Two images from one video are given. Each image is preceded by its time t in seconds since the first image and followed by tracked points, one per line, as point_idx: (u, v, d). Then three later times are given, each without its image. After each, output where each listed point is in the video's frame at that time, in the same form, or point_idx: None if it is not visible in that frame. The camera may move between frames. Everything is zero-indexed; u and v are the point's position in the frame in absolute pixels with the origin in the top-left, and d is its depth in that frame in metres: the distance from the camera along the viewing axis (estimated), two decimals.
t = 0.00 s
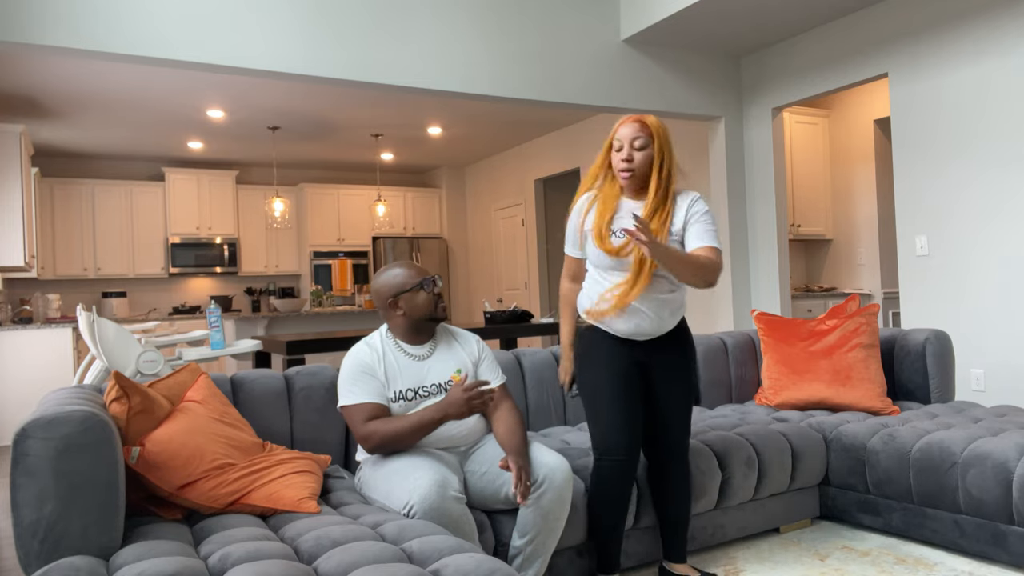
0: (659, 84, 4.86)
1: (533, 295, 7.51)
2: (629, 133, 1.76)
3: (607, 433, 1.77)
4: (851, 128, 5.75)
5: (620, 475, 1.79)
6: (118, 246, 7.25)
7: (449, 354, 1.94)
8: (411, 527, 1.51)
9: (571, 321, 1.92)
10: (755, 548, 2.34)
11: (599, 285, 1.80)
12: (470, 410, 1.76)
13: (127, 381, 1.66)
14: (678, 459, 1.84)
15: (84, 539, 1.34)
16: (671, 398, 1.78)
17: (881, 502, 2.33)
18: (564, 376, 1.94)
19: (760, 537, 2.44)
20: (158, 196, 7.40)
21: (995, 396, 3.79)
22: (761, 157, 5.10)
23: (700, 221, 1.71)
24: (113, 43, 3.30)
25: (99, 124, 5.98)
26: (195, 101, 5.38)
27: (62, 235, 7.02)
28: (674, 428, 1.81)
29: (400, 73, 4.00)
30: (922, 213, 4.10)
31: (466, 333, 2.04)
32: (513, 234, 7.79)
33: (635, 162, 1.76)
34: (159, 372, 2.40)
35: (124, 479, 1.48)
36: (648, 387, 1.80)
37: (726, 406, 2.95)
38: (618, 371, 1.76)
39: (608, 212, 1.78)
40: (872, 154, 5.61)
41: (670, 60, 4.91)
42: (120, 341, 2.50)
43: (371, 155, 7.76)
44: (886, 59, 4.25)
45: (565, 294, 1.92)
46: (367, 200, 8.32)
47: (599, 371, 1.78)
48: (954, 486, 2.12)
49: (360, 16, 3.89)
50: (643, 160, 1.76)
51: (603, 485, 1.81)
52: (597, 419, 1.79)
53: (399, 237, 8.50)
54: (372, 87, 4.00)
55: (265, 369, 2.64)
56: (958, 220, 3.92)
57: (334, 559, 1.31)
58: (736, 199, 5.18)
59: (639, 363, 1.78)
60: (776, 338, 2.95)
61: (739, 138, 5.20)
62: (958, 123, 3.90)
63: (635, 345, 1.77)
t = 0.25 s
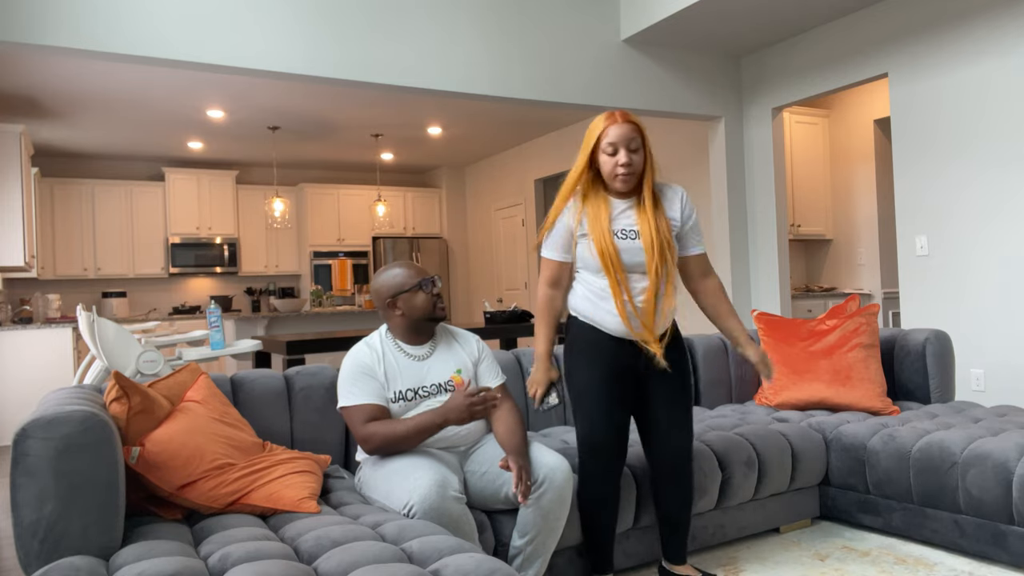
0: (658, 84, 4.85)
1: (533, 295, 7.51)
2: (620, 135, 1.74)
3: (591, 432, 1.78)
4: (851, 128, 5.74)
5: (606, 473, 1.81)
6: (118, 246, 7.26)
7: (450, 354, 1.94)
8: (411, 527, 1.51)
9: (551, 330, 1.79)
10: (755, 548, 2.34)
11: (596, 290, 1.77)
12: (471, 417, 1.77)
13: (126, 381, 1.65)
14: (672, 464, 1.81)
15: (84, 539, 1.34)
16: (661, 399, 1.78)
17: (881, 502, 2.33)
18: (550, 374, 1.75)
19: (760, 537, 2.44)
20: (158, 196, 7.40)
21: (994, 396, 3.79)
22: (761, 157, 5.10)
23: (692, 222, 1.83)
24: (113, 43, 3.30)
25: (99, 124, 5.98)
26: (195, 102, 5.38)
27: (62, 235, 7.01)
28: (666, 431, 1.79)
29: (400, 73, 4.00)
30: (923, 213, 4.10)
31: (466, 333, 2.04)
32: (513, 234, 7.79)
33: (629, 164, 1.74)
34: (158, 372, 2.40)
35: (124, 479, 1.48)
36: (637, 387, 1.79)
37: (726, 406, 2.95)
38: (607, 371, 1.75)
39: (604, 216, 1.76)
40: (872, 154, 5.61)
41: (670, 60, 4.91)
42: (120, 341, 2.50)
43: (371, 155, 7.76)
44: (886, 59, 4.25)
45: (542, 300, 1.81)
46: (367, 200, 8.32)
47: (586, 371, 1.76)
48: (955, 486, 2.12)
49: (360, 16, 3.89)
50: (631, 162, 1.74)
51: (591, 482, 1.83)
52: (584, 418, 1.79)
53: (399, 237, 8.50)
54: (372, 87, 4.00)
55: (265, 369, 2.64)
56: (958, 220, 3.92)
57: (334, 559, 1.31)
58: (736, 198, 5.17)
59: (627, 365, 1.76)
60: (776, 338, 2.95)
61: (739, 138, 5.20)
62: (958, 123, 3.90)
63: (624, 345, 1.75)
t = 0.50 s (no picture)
0: (658, 83, 4.85)
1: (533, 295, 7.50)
2: (648, 131, 1.69)
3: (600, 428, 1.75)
4: (851, 128, 5.74)
5: (613, 472, 1.80)
6: (118, 246, 7.25)
7: (450, 354, 1.94)
8: (411, 527, 1.51)
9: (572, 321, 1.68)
10: (755, 547, 2.34)
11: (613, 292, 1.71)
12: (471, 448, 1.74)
13: (126, 381, 1.65)
14: (694, 467, 1.72)
15: (84, 539, 1.34)
16: (679, 400, 1.71)
17: (881, 502, 2.33)
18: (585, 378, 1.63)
19: (760, 537, 2.44)
20: (158, 196, 7.40)
21: (994, 396, 3.79)
22: (761, 156, 5.10)
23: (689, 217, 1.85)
24: (113, 43, 3.30)
25: (99, 124, 5.98)
26: (194, 101, 5.38)
27: (62, 235, 7.01)
28: (683, 433, 1.71)
29: (400, 73, 4.00)
30: (922, 212, 4.10)
31: (466, 333, 2.04)
32: (513, 234, 7.79)
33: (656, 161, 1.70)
34: (159, 372, 2.40)
35: (124, 479, 1.47)
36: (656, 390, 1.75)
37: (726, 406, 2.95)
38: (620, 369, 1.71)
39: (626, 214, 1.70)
40: (872, 154, 5.61)
41: (670, 60, 4.91)
42: (121, 341, 2.50)
43: (371, 155, 7.76)
44: (886, 60, 4.25)
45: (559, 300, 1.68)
46: (367, 200, 8.31)
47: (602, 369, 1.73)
48: (955, 486, 2.12)
49: (359, 16, 3.89)
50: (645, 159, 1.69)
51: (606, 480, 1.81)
52: (598, 418, 1.75)
53: (399, 236, 8.50)
54: (372, 87, 3.99)
55: (265, 369, 2.64)
56: (958, 220, 3.92)
57: (334, 559, 1.31)
58: (736, 198, 5.18)
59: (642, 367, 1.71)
60: (776, 338, 2.95)
61: (739, 138, 5.20)
62: (958, 123, 3.90)
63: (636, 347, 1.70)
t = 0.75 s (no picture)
0: (658, 83, 4.85)
1: (533, 295, 7.50)
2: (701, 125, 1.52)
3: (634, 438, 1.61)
4: (852, 128, 5.74)
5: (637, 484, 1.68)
6: (118, 246, 7.25)
7: (450, 355, 1.94)
8: (411, 527, 1.51)
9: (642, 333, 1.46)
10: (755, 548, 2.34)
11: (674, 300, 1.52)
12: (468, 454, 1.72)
13: (126, 381, 1.66)
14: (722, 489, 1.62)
15: (84, 539, 1.34)
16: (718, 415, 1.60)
17: (881, 502, 2.33)
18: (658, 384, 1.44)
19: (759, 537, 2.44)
20: (158, 196, 7.40)
21: (994, 396, 3.79)
22: (761, 156, 5.10)
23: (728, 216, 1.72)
24: (113, 43, 3.30)
25: (99, 124, 5.98)
26: (194, 101, 5.38)
27: (62, 235, 7.01)
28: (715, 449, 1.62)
29: (400, 73, 4.00)
30: (922, 212, 4.10)
31: (466, 334, 2.04)
32: (513, 234, 7.79)
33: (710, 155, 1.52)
34: (158, 372, 2.39)
35: (124, 479, 1.47)
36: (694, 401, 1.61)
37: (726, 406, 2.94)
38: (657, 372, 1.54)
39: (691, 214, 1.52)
40: (872, 154, 5.61)
41: (670, 60, 4.91)
42: (120, 341, 2.50)
43: (371, 154, 7.76)
44: (886, 60, 4.25)
45: (620, 303, 1.47)
46: (367, 200, 8.31)
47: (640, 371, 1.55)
48: (955, 486, 2.12)
49: (359, 15, 3.89)
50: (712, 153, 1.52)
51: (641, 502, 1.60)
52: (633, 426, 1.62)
53: (399, 236, 8.50)
54: (372, 87, 3.99)
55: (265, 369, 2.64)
56: (958, 220, 3.92)
57: (334, 558, 1.31)
58: (736, 198, 5.18)
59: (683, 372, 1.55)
60: (776, 338, 2.95)
61: (739, 138, 5.20)
62: (958, 123, 3.90)
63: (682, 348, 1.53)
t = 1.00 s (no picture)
0: (658, 83, 4.85)
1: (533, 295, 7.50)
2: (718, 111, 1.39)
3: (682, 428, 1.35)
4: (852, 128, 5.75)
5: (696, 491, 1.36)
6: (118, 246, 7.26)
7: (451, 355, 1.94)
8: (411, 527, 1.51)
9: (679, 313, 1.36)
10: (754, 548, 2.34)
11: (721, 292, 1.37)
12: (467, 458, 1.72)
13: (126, 381, 1.65)
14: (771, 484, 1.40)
15: (84, 540, 1.34)
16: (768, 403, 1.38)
17: (881, 502, 2.34)
18: (705, 361, 1.32)
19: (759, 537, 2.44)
20: (158, 196, 7.40)
21: (994, 396, 3.79)
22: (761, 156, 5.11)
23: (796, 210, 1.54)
24: (113, 43, 3.30)
25: (99, 124, 5.98)
26: (195, 101, 5.38)
27: (62, 235, 7.01)
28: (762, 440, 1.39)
29: (401, 73, 4.00)
30: (922, 212, 4.10)
31: (467, 334, 2.04)
32: (513, 234, 7.79)
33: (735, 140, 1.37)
34: (158, 372, 2.39)
35: (125, 479, 1.48)
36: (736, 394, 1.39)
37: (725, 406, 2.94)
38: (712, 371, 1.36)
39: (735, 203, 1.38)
40: (872, 154, 5.62)
41: (670, 60, 4.91)
42: (120, 341, 2.49)
43: (371, 154, 7.76)
44: (886, 60, 4.25)
45: (652, 291, 1.38)
46: (367, 200, 8.31)
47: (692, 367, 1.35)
48: (955, 486, 2.12)
49: (359, 16, 3.89)
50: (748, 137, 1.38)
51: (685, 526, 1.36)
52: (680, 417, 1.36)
53: (399, 237, 8.50)
54: (373, 87, 4.00)
55: (264, 369, 2.64)
56: (958, 220, 3.92)
57: (334, 558, 1.31)
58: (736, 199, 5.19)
59: (738, 372, 1.37)
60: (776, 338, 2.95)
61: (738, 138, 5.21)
62: (959, 123, 3.90)
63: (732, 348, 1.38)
